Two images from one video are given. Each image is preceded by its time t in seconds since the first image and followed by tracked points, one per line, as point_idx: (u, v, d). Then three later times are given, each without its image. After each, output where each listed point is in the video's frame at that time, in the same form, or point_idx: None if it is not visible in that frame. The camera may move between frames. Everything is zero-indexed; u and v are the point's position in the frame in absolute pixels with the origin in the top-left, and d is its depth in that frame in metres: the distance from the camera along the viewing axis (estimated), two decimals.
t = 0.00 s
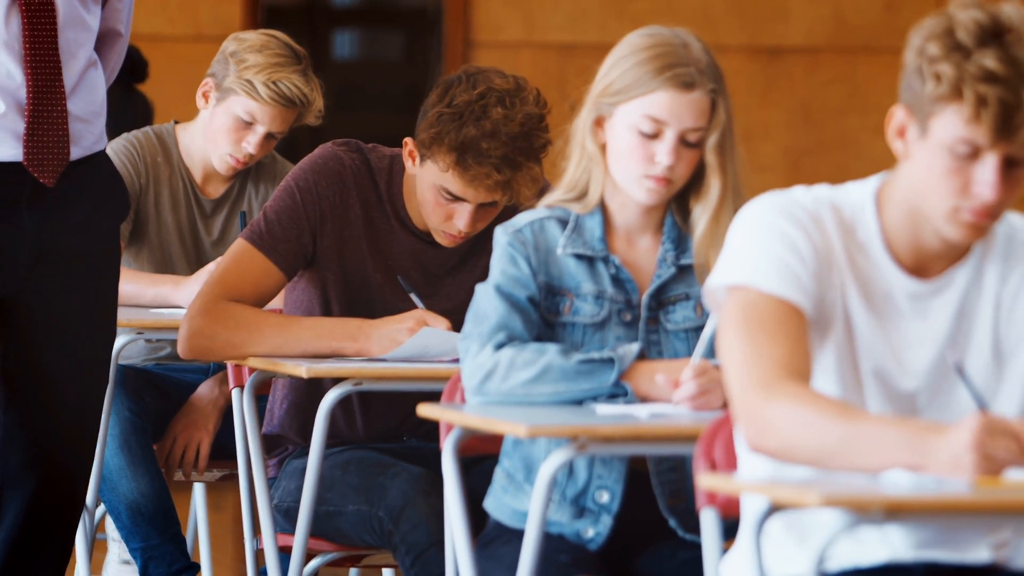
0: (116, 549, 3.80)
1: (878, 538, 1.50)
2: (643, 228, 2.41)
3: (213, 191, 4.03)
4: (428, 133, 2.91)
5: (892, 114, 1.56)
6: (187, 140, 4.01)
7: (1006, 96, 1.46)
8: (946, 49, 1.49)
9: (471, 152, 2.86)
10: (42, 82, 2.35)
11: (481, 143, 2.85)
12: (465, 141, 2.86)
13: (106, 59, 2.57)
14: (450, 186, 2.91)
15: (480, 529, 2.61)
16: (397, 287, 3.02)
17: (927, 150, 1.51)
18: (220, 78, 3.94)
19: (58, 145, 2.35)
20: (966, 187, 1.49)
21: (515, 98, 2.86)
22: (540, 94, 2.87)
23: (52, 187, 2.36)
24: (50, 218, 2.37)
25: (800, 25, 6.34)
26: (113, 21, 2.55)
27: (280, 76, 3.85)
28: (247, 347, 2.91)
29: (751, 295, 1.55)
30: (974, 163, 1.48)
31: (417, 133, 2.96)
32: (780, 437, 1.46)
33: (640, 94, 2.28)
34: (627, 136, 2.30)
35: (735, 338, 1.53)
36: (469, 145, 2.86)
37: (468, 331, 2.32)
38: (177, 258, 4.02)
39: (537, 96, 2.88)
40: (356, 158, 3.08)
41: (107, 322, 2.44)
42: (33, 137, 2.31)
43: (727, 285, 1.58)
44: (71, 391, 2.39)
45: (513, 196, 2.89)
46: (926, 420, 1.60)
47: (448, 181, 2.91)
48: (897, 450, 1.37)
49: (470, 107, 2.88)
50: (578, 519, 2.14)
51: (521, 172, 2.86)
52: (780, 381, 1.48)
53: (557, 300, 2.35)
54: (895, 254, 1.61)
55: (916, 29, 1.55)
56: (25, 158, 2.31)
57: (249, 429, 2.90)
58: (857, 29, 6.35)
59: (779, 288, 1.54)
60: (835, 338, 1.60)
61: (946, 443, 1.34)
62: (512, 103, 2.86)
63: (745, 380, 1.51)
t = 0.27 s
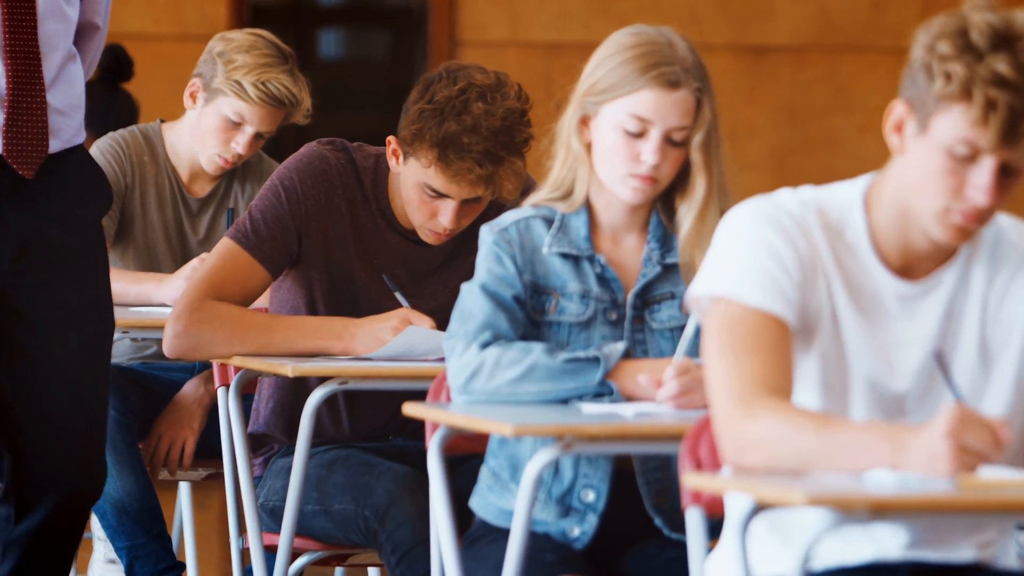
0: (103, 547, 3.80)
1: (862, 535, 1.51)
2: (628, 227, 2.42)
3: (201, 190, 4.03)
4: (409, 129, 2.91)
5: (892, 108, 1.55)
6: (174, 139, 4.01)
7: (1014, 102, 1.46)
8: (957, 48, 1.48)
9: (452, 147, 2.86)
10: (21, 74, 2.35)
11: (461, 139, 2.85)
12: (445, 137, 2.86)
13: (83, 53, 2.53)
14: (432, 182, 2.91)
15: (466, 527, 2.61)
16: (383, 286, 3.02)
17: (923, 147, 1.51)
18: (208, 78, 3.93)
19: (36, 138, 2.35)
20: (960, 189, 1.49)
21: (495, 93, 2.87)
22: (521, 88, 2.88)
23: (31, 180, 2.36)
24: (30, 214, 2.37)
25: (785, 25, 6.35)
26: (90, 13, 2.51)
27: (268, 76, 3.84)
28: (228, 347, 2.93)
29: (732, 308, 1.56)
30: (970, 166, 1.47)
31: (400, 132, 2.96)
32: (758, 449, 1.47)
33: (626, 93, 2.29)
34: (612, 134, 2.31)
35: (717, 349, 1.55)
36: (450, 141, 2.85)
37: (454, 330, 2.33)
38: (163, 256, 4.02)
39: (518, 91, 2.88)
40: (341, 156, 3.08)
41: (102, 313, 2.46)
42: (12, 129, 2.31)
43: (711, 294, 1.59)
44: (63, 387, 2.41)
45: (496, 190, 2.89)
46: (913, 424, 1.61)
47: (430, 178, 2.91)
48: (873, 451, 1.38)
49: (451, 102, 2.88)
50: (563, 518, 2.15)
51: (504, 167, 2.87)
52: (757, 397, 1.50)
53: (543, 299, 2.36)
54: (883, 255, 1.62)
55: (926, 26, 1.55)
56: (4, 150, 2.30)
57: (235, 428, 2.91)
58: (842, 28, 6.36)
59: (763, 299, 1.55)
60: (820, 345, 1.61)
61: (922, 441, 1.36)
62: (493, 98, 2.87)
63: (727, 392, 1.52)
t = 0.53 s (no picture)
0: (89, 547, 3.79)
1: (846, 536, 1.51)
2: (614, 226, 2.42)
3: (187, 189, 4.02)
4: (392, 127, 2.91)
5: (887, 108, 1.55)
6: (161, 138, 4.00)
7: (1017, 109, 1.46)
8: (960, 51, 1.48)
9: (434, 143, 2.85)
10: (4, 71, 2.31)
11: (444, 134, 2.84)
12: (428, 133, 2.85)
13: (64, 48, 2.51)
14: (416, 179, 2.91)
15: (452, 527, 2.61)
16: (369, 285, 3.01)
17: (917, 148, 1.50)
18: (197, 78, 3.92)
19: (19, 136, 2.33)
20: (952, 192, 1.49)
21: (477, 89, 2.87)
22: (503, 84, 2.90)
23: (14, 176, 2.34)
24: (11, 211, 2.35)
25: (772, 23, 6.35)
26: (72, 9, 2.48)
27: (256, 76, 3.83)
28: (214, 348, 2.93)
29: (717, 310, 1.56)
30: (963, 170, 1.47)
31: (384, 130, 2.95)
32: (746, 451, 1.47)
33: (611, 93, 2.29)
34: (598, 134, 2.30)
35: (703, 351, 1.55)
36: (432, 137, 2.85)
37: (440, 329, 2.32)
38: (149, 255, 4.00)
39: (500, 87, 2.90)
40: (327, 156, 3.07)
41: (96, 300, 2.48)
42: None
43: (697, 296, 1.59)
44: (55, 386, 2.42)
45: (479, 184, 2.89)
46: (900, 424, 1.61)
47: (414, 175, 2.91)
48: (858, 452, 1.39)
49: (432, 98, 2.88)
50: (549, 518, 2.15)
51: (487, 162, 2.87)
52: (744, 399, 1.50)
53: (529, 299, 2.35)
54: (870, 256, 1.62)
55: (929, 28, 1.54)
56: None
57: (221, 428, 2.90)
58: (827, 27, 6.35)
59: (750, 301, 1.55)
60: (806, 347, 1.61)
61: (905, 440, 1.36)
62: (475, 94, 2.87)
63: (713, 395, 1.52)
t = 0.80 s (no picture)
0: (79, 546, 3.78)
1: (836, 536, 1.51)
2: (604, 226, 2.41)
3: (176, 188, 4.00)
4: (378, 124, 2.91)
5: (882, 107, 1.55)
6: (150, 137, 3.99)
7: (1013, 111, 1.46)
8: (958, 53, 1.48)
9: (419, 139, 2.85)
10: None
11: (428, 130, 2.84)
12: (412, 129, 2.85)
13: (53, 46, 2.49)
14: (403, 176, 2.90)
15: (442, 527, 2.60)
16: (359, 285, 3.00)
17: (913, 148, 1.50)
18: (186, 77, 3.91)
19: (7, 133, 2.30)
20: (946, 193, 1.49)
21: (462, 84, 2.87)
22: (488, 78, 2.89)
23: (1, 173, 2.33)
24: None
25: (762, 22, 6.34)
26: (62, 7, 2.46)
27: (246, 77, 3.82)
28: (201, 347, 2.92)
29: (707, 310, 1.56)
30: (957, 171, 1.47)
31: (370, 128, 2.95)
32: (733, 451, 1.47)
33: (601, 92, 2.29)
34: (588, 133, 2.30)
35: (692, 350, 1.54)
36: (417, 133, 2.85)
37: (430, 329, 2.31)
38: (139, 254, 3.99)
39: (485, 81, 2.90)
40: (317, 155, 3.06)
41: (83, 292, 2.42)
42: None
43: (686, 296, 1.59)
44: (42, 381, 2.33)
45: (466, 180, 2.89)
46: (890, 424, 1.61)
47: (402, 172, 2.90)
48: (847, 451, 1.39)
49: (417, 94, 2.88)
50: (539, 518, 2.15)
51: (473, 156, 2.87)
52: (732, 398, 1.49)
53: (518, 299, 2.35)
54: (861, 256, 1.62)
55: (925, 28, 1.54)
56: None
57: (211, 428, 2.89)
58: (817, 26, 6.35)
59: (739, 300, 1.55)
60: (796, 347, 1.61)
61: (889, 439, 1.36)
62: (459, 90, 2.88)
63: (702, 395, 1.52)
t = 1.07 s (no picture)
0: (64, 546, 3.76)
1: (822, 535, 1.51)
2: (589, 225, 2.41)
3: (159, 188, 3.98)
4: (356, 118, 2.91)
5: (869, 107, 1.55)
6: (134, 137, 3.97)
7: (1001, 114, 1.45)
8: (947, 54, 1.48)
9: (397, 132, 2.84)
10: None
11: (405, 122, 2.83)
12: (389, 122, 2.84)
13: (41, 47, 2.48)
14: (384, 170, 2.89)
15: (428, 526, 2.59)
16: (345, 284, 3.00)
17: (900, 148, 1.50)
18: (170, 77, 3.89)
19: None
20: (932, 194, 1.49)
21: (439, 75, 2.86)
22: (465, 70, 2.88)
23: None
24: None
25: (747, 22, 6.35)
26: (50, 8, 2.45)
27: (229, 77, 3.80)
28: (186, 347, 2.89)
29: (692, 309, 1.55)
30: (945, 172, 1.47)
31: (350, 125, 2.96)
32: (719, 450, 1.46)
33: (585, 92, 2.29)
34: (572, 133, 2.30)
35: (677, 350, 1.54)
36: (394, 126, 2.84)
37: (415, 329, 2.30)
38: (125, 254, 3.97)
39: (462, 72, 2.88)
40: (301, 156, 3.05)
41: (67, 289, 2.39)
42: None
43: (672, 295, 1.59)
44: (24, 380, 2.31)
45: (446, 171, 2.88)
46: (876, 423, 1.60)
47: (382, 166, 2.89)
48: (834, 451, 1.38)
49: (394, 88, 2.87)
50: (524, 517, 2.15)
51: (451, 147, 2.86)
52: (718, 398, 1.49)
53: (503, 299, 2.34)
54: (847, 256, 1.62)
55: (915, 28, 1.54)
56: None
57: (195, 428, 2.87)
58: (802, 25, 6.36)
59: (724, 299, 1.55)
60: (781, 346, 1.61)
61: (877, 439, 1.36)
62: (436, 81, 2.86)
63: (687, 394, 1.51)
